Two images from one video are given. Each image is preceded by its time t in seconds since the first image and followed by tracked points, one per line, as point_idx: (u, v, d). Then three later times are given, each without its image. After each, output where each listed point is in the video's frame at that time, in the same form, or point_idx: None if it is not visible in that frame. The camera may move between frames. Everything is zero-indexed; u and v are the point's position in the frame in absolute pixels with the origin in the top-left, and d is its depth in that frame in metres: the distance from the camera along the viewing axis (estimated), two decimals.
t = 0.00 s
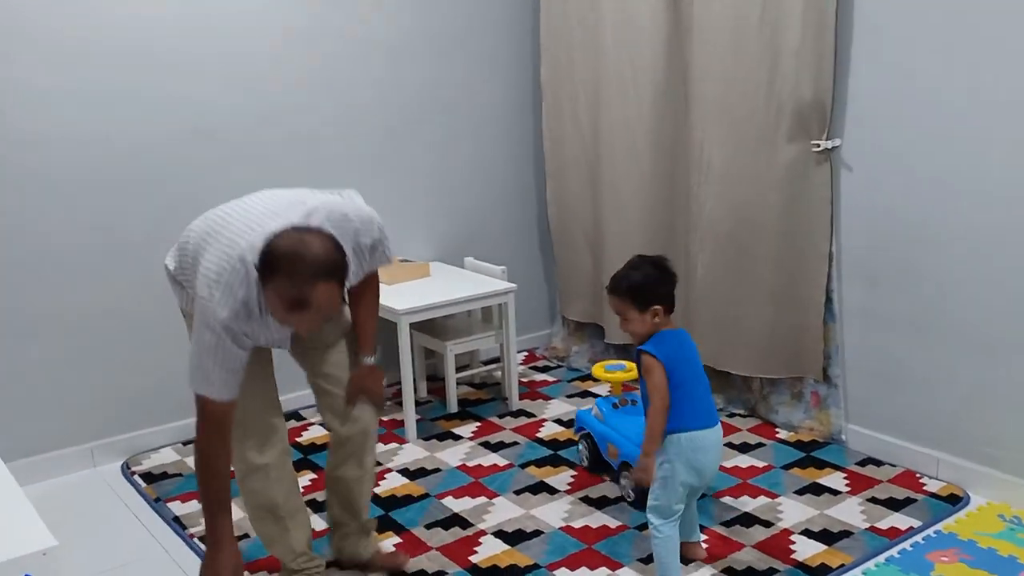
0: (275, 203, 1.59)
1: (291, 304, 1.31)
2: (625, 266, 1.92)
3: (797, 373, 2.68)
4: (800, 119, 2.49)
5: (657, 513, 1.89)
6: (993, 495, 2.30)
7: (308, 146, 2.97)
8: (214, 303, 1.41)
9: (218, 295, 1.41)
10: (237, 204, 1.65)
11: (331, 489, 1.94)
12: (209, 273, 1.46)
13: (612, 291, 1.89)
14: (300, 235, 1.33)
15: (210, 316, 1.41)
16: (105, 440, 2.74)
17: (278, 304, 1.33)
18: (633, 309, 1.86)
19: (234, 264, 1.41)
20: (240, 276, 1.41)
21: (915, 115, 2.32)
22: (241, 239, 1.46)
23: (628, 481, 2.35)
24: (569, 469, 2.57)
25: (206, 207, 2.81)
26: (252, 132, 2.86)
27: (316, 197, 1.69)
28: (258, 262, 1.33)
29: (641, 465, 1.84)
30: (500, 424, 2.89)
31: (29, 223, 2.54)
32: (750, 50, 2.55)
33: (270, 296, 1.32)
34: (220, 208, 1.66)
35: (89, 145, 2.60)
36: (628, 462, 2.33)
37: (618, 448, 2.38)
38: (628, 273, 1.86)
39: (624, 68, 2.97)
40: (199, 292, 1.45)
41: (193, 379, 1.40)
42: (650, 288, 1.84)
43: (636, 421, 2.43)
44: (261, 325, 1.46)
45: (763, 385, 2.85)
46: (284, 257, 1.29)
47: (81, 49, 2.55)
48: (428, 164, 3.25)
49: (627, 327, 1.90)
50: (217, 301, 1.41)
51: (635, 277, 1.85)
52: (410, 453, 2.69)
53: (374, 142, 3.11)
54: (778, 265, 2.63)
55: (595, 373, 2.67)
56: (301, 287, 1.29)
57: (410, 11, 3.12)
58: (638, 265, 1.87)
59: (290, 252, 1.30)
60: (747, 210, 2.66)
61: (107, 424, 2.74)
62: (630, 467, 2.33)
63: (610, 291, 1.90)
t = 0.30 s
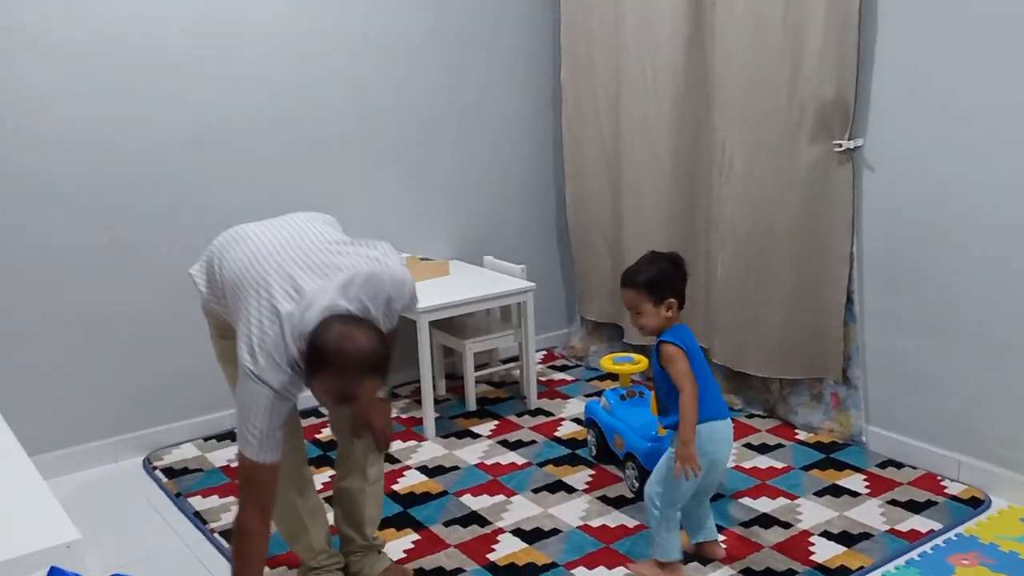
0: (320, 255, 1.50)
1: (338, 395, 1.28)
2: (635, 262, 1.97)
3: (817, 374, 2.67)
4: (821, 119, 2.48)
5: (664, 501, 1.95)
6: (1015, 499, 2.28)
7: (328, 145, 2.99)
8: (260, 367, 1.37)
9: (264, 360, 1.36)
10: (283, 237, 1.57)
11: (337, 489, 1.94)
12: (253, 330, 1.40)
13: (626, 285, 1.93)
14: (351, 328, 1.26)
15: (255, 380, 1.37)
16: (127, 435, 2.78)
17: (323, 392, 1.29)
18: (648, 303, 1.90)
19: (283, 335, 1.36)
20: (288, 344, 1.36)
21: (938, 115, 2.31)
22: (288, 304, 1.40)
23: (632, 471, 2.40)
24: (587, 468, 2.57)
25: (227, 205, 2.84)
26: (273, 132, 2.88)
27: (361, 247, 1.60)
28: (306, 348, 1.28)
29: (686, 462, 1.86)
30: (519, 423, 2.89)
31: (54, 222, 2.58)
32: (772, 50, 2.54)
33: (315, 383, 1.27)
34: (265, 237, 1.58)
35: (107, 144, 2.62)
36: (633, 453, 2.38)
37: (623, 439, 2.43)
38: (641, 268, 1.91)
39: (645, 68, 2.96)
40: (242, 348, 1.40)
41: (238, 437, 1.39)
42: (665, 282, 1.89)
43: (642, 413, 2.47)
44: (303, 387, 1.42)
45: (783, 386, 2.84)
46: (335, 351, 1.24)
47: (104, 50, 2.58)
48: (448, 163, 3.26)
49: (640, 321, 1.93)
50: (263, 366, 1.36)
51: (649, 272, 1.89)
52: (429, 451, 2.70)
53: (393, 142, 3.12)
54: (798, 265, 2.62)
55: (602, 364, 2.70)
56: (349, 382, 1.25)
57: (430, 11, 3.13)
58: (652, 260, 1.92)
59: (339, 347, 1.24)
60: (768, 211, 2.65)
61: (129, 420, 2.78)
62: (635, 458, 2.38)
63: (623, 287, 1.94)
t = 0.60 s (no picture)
0: (356, 268, 1.52)
1: (367, 419, 1.32)
2: (623, 259, 1.95)
3: (838, 368, 2.66)
4: (845, 113, 2.47)
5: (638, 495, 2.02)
6: None
7: (350, 137, 3.00)
8: (285, 373, 1.38)
9: (291, 367, 1.38)
10: (316, 245, 1.58)
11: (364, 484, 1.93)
12: (280, 333, 1.41)
13: (616, 286, 1.91)
14: (384, 357, 1.30)
15: (278, 386, 1.38)
16: (152, 423, 2.81)
17: (352, 414, 1.33)
18: (642, 302, 1.89)
19: (315, 349, 1.38)
20: (318, 357, 1.38)
21: (964, 110, 2.29)
22: (322, 314, 1.41)
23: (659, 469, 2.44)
24: (606, 461, 2.58)
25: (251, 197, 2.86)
26: (297, 125, 2.90)
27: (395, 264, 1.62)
28: (338, 369, 1.31)
29: (669, 472, 1.90)
30: (539, 415, 2.90)
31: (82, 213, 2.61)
32: (795, 43, 2.53)
33: (344, 406, 1.31)
34: (297, 246, 1.58)
35: (135, 135, 2.65)
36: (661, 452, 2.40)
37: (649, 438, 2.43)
38: (634, 267, 1.90)
39: (667, 62, 2.96)
40: (268, 350, 1.41)
41: (249, 435, 1.41)
42: (657, 280, 1.89)
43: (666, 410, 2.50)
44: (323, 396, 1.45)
45: (804, 380, 2.83)
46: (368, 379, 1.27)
47: (131, 44, 2.61)
48: (469, 156, 3.28)
49: (631, 322, 1.92)
50: (289, 373, 1.38)
51: (643, 270, 1.89)
52: (449, 442, 2.72)
53: (415, 134, 3.13)
54: (820, 259, 2.61)
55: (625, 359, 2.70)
56: (378, 409, 1.29)
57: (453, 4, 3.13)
58: (643, 259, 1.91)
59: (373, 375, 1.28)
60: (791, 206, 2.64)
61: (154, 409, 2.81)
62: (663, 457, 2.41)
63: (613, 286, 1.92)
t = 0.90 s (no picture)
0: (389, 263, 1.59)
1: (379, 407, 1.37)
2: (608, 248, 1.97)
3: (857, 362, 2.66)
4: (867, 105, 2.46)
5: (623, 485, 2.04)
6: None
7: (371, 128, 3.01)
8: (296, 341, 1.48)
9: (303, 336, 1.48)
10: (354, 232, 1.66)
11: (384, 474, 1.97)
12: (303, 303, 1.50)
13: (600, 275, 1.93)
14: (399, 345, 1.34)
15: (286, 350, 1.49)
16: (174, 410, 2.84)
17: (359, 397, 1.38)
18: (627, 290, 1.92)
19: (330, 323, 1.47)
20: (333, 332, 1.47)
21: (989, 103, 2.28)
22: (347, 295, 1.49)
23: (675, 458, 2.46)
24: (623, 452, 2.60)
25: (272, 188, 2.88)
26: (318, 115, 2.91)
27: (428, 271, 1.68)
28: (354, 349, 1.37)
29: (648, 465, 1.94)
30: (557, 406, 2.91)
31: (107, 203, 2.64)
32: (818, 34, 2.52)
33: (354, 390, 1.36)
34: (336, 229, 1.67)
35: (158, 125, 2.67)
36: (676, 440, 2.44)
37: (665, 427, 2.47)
38: (619, 256, 1.92)
39: (687, 53, 2.95)
40: (285, 316, 1.50)
41: (249, 377, 1.53)
42: (643, 269, 1.92)
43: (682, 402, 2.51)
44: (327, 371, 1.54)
45: (822, 373, 2.83)
46: (381, 364, 1.32)
47: (156, 35, 2.63)
48: (489, 147, 3.28)
49: (615, 312, 1.94)
50: (299, 341, 1.48)
51: (628, 260, 1.91)
52: (467, 431, 2.73)
53: (435, 125, 3.14)
54: (841, 252, 2.60)
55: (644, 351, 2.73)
56: (386, 397, 1.34)
57: None
58: (629, 248, 1.93)
59: (387, 364, 1.32)
60: (812, 198, 2.63)
61: (177, 396, 2.84)
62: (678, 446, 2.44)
63: (597, 276, 1.94)
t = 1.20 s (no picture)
0: (402, 249, 1.59)
1: (385, 395, 1.37)
2: (590, 239, 1.95)
3: (876, 351, 2.64)
4: (889, 92, 2.44)
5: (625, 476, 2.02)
6: None
7: (389, 115, 3.01)
8: (308, 327, 1.48)
9: (315, 323, 1.48)
10: (369, 219, 1.66)
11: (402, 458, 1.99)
12: (315, 289, 1.51)
13: (585, 267, 1.91)
14: (408, 334, 1.34)
15: (298, 337, 1.48)
16: (194, 395, 2.87)
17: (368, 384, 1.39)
18: (612, 284, 1.91)
19: (342, 310, 1.47)
20: (343, 319, 1.47)
21: (1013, 91, 2.25)
22: (358, 282, 1.49)
23: (690, 447, 2.46)
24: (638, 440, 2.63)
25: (291, 175, 2.89)
26: (337, 102, 2.91)
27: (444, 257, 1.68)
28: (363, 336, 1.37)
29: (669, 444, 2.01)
30: (573, 394, 2.91)
31: (130, 189, 2.66)
32: (838, 21, 2.50)
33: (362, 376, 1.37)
34: (352, 216, 1.67)
35: (178, 110, 2.68)
36: (691, 429, 2.43)
37: (681, 415, 2.47)
38: (604, 249, 1.91)
39: (705, 41, 2.94)
40: (298, 302, 1.51)
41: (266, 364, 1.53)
42: (627, 263, 1.93)
43: (700, 390, 2.50)
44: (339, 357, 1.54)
45: (840, 363, 2.81)
46: (389, 353, 1.33)
47: (176, 20, 2.63)
48: (507, 135, 3.28)
49: (597, 304, 1.93)
50: (311, 327, 1.48)
51: (615, 252, 1.91)
52: (484, 418, 2.74)
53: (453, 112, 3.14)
54: (861, 240, 2.58)
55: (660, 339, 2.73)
56: (394, 385, 1.34)
57: None
58: (614, 240, 1.93)
59: (396, 353, 1.32)
60: (833, 186, 2.62)
61: (196, 381, 2.87)
62: (693, 434, 2.43)
63: (580, 267, 1.92)
